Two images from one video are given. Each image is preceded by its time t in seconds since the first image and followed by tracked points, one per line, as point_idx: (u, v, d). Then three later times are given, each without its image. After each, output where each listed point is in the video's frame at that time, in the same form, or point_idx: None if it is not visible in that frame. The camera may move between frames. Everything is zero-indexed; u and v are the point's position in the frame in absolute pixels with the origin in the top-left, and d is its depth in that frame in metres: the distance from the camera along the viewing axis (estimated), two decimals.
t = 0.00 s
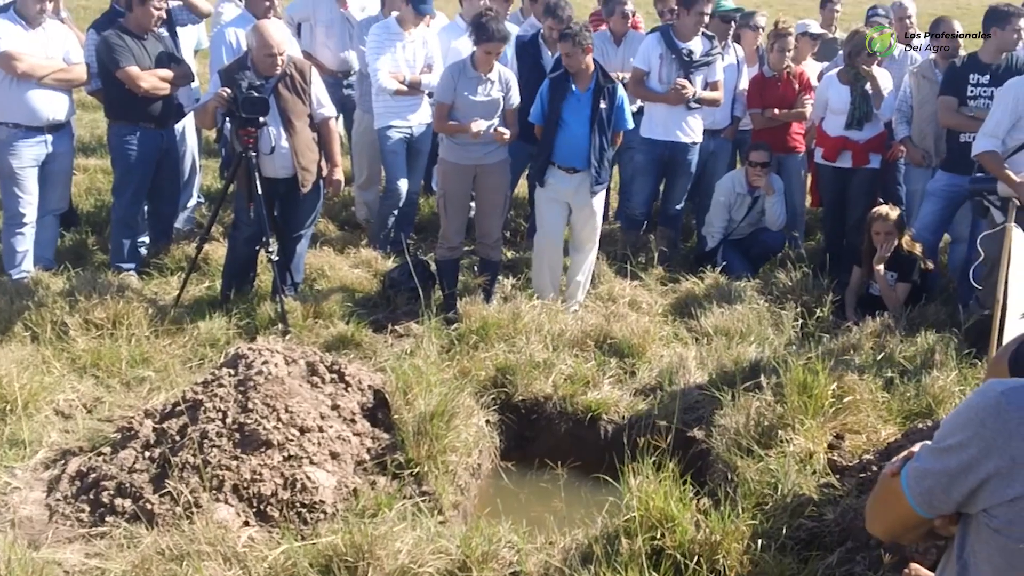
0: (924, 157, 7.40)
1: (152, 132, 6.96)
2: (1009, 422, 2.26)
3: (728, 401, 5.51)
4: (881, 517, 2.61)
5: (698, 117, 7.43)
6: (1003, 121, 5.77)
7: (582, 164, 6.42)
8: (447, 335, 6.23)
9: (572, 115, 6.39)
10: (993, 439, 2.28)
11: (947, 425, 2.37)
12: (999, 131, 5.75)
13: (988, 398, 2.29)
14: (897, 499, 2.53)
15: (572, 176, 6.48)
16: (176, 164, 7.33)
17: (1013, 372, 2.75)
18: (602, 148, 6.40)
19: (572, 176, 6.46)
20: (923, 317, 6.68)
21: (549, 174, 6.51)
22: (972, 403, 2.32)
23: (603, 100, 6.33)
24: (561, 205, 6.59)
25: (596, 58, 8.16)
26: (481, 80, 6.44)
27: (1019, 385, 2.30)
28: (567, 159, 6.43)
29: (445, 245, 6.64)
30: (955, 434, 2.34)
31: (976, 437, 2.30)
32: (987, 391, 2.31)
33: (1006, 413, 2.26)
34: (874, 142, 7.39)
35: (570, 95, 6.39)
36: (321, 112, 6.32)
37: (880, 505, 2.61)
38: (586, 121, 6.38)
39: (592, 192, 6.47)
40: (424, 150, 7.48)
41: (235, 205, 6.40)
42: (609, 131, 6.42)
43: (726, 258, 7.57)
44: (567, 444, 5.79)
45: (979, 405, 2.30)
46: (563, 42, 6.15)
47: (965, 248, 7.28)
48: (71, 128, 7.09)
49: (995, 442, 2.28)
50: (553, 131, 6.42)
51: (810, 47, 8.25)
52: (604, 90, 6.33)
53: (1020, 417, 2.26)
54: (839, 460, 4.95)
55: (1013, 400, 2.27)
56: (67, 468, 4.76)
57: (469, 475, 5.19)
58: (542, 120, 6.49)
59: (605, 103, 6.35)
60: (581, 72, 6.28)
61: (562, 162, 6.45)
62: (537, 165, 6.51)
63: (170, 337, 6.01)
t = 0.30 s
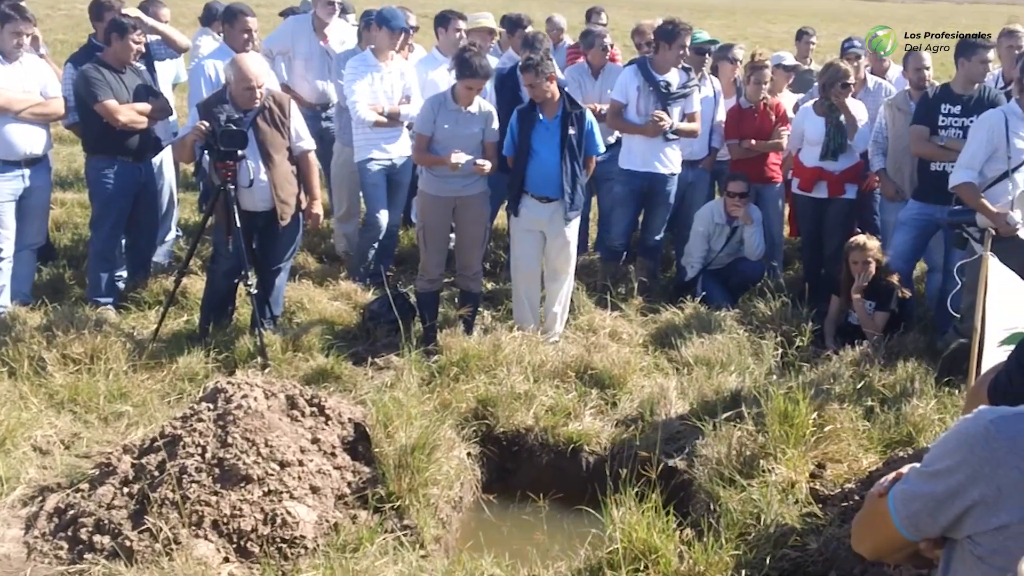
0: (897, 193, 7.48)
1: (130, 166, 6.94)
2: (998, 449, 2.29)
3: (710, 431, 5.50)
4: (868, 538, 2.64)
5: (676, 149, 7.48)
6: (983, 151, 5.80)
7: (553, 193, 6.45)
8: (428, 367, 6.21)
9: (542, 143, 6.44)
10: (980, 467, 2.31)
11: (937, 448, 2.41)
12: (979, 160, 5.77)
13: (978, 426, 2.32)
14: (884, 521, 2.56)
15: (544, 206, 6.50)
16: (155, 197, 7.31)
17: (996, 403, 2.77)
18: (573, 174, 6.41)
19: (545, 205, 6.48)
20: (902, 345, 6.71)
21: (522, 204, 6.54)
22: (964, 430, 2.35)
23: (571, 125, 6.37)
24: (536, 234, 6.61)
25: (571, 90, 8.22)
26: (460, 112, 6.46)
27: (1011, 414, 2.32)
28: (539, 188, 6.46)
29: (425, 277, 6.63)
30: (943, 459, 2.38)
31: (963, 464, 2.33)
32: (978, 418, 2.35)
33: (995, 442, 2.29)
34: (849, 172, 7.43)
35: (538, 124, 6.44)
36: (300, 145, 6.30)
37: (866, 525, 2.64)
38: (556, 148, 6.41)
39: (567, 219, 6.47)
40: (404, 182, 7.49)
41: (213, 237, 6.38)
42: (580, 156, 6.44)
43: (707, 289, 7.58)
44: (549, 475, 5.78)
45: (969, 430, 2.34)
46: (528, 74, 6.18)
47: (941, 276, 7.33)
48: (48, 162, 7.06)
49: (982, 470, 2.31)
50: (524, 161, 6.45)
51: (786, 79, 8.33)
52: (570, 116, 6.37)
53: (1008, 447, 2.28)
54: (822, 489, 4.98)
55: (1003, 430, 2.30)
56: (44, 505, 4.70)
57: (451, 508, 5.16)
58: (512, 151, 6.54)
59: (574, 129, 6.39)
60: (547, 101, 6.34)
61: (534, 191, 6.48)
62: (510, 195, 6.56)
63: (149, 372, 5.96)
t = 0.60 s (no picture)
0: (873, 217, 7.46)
1: (103, 196, 6.90)
2: (981, 477, 2.27)
3: (689, 457, 5.50)
4: (847, 561, 2.70)
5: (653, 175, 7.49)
6: (954, 177, 5.83)
7: (522, 218, 6.44)
8: (405, 396, 6.18)
9: (507, 170, 6.44)
10: (964, 496, 2.30)
11: (924, 474, 2.40)
12: (951, 186, 5.79)
13: (963, 454, 2.30)
14: (867, 547, 2.59)
15: (515, 232, 6.49)
16: (129, 227, 7.26)
17: (972, 428, 2.77)
18: (540, 199, 6.41)
19: (515, 231, 6.47)
20: (879, 370, 6.74)
21: (492, 231, 6.54)
22: (948, 458, 2.33)
23: (536, 151, 6.40)
24: (510, 261, 6.60)
25: (546, 118, 8.25)
26: (437, 140, 6.47)
27: (996, 442, 2.30)
28: (508, 215, 6.45)
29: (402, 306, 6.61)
30: (926, 487, 2.38)
31: (947, 493, 2.32)
32: (963, 445, 2.32)
33: (979, 471, 2.27)
34: (819, 197, 7.47)
35: (504, 151, 6.47)
36: (275, 173, 6.29)
37: (847, 549, 2.69)
38: (521, 173, 6.42)
39: (535, 246, 6.45)
40: (381, 211, 7.48)
41: (187, 267, 6.34)
42: (547, 182, 6.46)
43: (684, 314, 7.59)
44: (528, 503, 5.74)
45: (953, 458, 2.33)
46: (495, 102, 6.18)
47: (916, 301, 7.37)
48: (21, 193, 7.01)
49: (967, 498, 2.30)
50: (491, 189, 6.47)
51: (759, 106, 8.39)
52: (535, 142, 6.40)
53: (993, 475, 2.26)
54: (800, 514, 4.98)
55: (988, 459, 2.28)
56: (17, 539, 4.62)
57: (429, 538, 5.12)
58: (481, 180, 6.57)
59: (539, 155, 6.41)
60: (514, 128, 6.36)
61: (503, 218, 6.47)
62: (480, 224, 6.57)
63: (122, 404, 5.89)
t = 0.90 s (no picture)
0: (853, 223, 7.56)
1: (74, 222, 6.84)
2: (956, 501, 2.05)
3: (667, 478, 5.49)
4: None
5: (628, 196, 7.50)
6: (925, 198, 5.73)
7: (495, 240, 6.44)
8: (381, 420, 6.13)
9: (480, 192, 6.44)
10: (939, 520, 2.07)
11: (899, 499, 2.19)
12: (924, 208, 5.70)
13: (937, 475, 2.09)
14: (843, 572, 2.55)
15: (489, 254, 6.48)
16: (100, 251, 7.19)
17: (949, 446, 2.76)
18: (513, 222, 6.41)
19: (488, 253, 6.47)
20: (855, 389, 6.79)
21: (465, 254, 6.53)
22: (921, 480, 2.12)
23: (508, 174, 6.39)
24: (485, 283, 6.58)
25: (520, 139, 8.25)
26: (412, 162, 6.45)
27: (971, 463, 2.08)
28: (481, 236, 6.46)
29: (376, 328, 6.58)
30: (903, 512, 2.17)
31: (923, 517, 2.10)
32: (936, 468, 2.11)
33: (953, 493, 2.05)
34: (789, 217, 7.50)
35: (475, 174, 6.47)
36: (247, 197, 6.26)
37: None
38: (493, 196, 6.42)
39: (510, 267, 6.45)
40: (356, 233, 7.46)
41: (159, 291, 6.28)
42: (519, 205, 6.45)
43: (660, 335, 7.59)
44: (505, 527, 5.70)
45: (928, 481, 2.11)
46: (465, 125, 6.16)
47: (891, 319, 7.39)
48: None
49: (945, 523, 2.07)
50: (463, 212, 6.48)
51: (733, 127, 8.43)
52: (507, 165, 6.39)
53: (969, 498, 2.04)
54: (778, 534, 4.99)
55: (962, 479, 2.06)
56: None
57: (407, 564, 5.07)
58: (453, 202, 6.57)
59: (511, 177, 6.40)
60: (484, 151, 6.35)
61: (476, 240, 6.47)
62: (452, 246, 6.56)
63: (94, 431, 5.81)
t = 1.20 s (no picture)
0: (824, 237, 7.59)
1: (44, 240, 6.76)
2: (923, 519, 1.94)
3: (645, 494, 5.47)
4: None
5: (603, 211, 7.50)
6: (898, 213, 5.70)
7: (475, 255, 6.41)
8: (357, 438, 6.08)
9: (458, 209, 6.41)
10: (909, 542, 1.97)
11: (866, 524, 2.08)
12: (898, 223, 5.66)
13: (901, 497, 1.99)
14: None
15: (468, 271, 6.44)
16: (71, 270, 7.11)
17: (925, 460, 2.79)
18: (492, 237, 6.39)
19: (468, 269, 6.43)
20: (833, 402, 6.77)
21: (444, 271, 6.49)
22: (886, 503, 2.02)
23: (486, 190, 6.37)
24: (464, 301, 6.54)
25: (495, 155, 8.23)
26: (388, 179, 6.43)
27: (935, 480, 1.98)
28: (460, 253, 6.42)
29: (353, 346, 6.52)
30: (871, 536, 2.06)
31: (893, 538, 2.00)
32: (900, 488, 2.01)
33: (920, 513, 1.95)
34: (765, 232, 7.50)
35: (453, 190, 6.44)
36: (218, 215, 6.20)
37: None
38: (472, 212, 6.39)
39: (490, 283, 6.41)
40: (331, 251, 7.43)
41: (130, 310, 6.22)
42: (498, 221, 6.44)
43: (637, 349, 7.57)
44: (483, 545, 5.66)
45: (894, 502, 2.01)
46: (440, 141, 6.15)
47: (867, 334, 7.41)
48: None
49: (915, 545, 1.96)
50: (441, 228, 6.43)
51: (708, 142, 8.44)
52: (485, 180, 6.37)
53: (936, 515, 1.93)
54: (757, 549, 4.98)
55: (929, 498, 1.96)
56: None
57: None
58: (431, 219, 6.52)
59: (490, 193, 6.39)
60: (462, 167, 6.31)
61: (456, 257, 6.43)
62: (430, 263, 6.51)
63: (65, 452, 5.72)
